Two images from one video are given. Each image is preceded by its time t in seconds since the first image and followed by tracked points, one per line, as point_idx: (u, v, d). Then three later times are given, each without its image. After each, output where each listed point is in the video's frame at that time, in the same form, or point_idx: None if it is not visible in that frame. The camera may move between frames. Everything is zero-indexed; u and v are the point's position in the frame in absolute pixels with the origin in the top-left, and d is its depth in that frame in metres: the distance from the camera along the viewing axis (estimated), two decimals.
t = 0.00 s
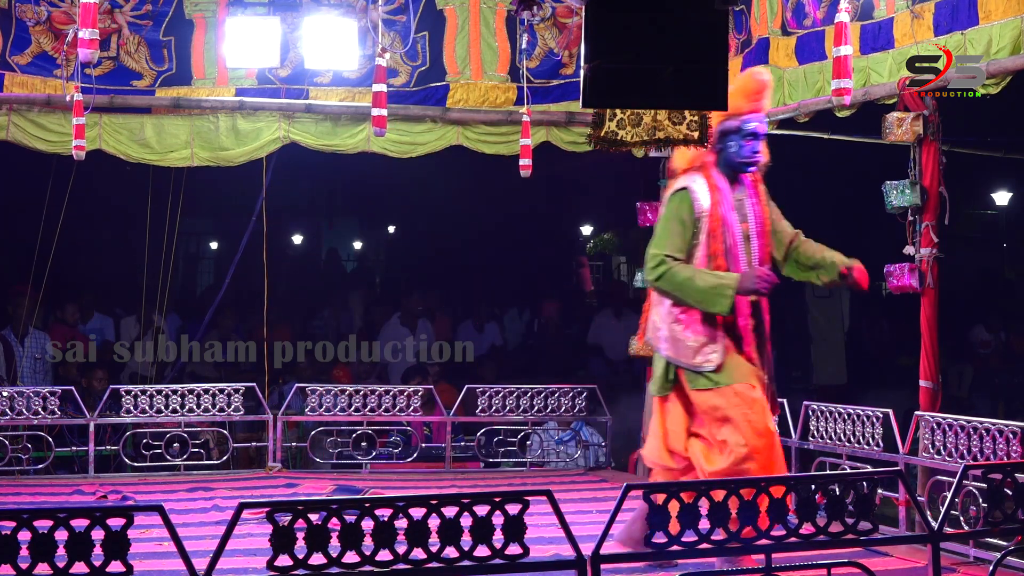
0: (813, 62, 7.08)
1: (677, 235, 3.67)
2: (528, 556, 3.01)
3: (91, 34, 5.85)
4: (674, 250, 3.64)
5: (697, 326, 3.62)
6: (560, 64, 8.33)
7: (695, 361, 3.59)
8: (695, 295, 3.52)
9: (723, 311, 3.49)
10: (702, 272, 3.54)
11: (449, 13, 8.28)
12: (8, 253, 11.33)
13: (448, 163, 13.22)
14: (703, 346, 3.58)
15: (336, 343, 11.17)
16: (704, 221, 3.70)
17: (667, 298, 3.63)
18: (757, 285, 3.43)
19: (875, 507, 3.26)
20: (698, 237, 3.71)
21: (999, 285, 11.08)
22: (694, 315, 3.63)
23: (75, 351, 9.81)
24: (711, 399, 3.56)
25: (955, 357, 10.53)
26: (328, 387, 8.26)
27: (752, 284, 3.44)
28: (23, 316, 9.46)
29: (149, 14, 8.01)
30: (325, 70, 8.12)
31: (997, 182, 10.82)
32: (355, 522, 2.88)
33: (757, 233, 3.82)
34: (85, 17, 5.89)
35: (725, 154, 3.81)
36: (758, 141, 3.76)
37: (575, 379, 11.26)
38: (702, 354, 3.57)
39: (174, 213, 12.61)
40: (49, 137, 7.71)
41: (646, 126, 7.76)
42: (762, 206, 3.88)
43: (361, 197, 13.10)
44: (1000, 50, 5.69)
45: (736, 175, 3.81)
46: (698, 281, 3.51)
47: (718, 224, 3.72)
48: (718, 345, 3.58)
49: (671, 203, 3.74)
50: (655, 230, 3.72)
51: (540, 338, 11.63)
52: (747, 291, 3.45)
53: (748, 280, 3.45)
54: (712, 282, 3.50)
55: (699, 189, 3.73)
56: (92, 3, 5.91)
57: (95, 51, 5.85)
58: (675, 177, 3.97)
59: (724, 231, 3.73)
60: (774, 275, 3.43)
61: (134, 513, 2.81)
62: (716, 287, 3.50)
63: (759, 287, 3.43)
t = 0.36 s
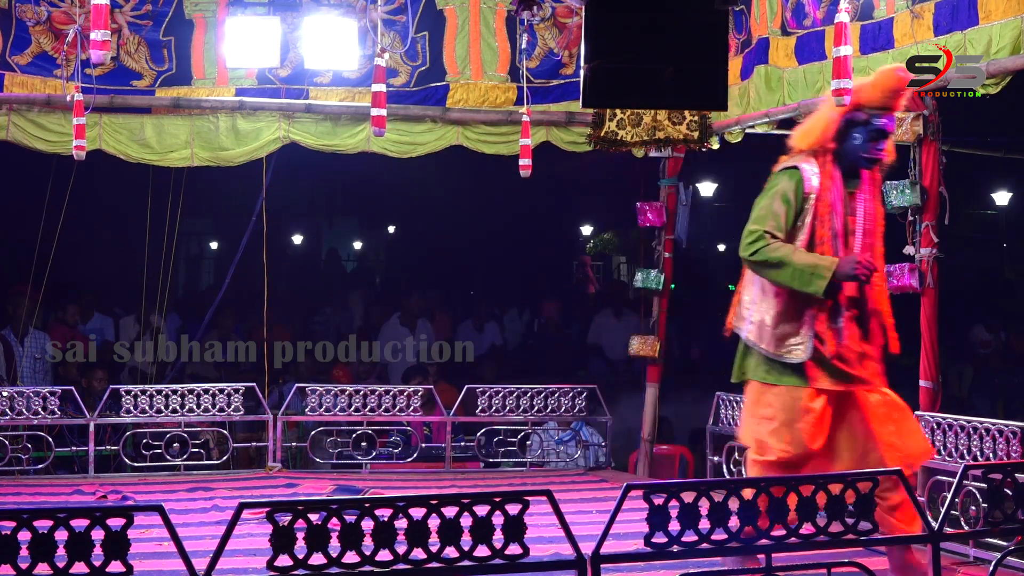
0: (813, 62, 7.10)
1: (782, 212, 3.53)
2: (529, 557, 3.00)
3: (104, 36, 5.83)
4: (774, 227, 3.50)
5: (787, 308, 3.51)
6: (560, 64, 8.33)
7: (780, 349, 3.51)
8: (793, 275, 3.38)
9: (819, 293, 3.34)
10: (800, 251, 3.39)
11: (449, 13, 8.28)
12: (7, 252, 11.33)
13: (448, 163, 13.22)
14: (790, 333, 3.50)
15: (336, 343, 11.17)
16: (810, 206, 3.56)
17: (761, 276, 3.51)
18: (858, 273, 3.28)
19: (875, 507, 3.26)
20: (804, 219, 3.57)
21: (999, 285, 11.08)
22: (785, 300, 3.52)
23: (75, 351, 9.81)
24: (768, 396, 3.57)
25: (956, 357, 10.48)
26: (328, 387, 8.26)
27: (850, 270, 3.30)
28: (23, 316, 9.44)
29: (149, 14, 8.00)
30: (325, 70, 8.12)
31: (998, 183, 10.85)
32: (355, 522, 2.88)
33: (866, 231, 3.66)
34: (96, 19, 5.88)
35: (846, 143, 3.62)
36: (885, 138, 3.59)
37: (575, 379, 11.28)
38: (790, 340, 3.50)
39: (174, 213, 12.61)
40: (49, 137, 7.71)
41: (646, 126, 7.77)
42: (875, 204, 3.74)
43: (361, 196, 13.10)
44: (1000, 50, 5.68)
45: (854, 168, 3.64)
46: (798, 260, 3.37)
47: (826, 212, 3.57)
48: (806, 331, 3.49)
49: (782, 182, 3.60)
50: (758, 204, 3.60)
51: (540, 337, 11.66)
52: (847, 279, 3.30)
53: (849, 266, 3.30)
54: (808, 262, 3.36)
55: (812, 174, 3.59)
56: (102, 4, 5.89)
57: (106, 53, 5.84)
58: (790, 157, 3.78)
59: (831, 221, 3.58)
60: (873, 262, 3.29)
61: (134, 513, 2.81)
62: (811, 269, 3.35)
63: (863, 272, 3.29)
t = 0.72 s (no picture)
0: (813, 62, 7.08)
1: (835, 199, 3.73)
2: (529, 557, 3.00)
3: (120, 37, 5.83)
4: (824, 213, 3.70)
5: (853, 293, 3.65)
6: (560, 64, 8.33)
7: (847, 331, 3.67)
8: (835, 260, 3.57)
9: (859, 277, 3.52)
10: (844, 235, 3.58)
11: (449, 13, 8.27)
12: (7, 252, 11.33)
13: (447, 163, 13.23)
14: (858, 314, 3.66)
15: (336, 343, 11.18)
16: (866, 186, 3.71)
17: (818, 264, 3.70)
18: (897, 260, 3.41)
19: (875, 507, 3.26)
20: (860, 203, 3.74)
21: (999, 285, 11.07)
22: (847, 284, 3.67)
23: (75, 351, 9.81)
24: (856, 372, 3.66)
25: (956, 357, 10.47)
26: (328, 387, 8.26)
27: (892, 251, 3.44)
28: (23, 316, 9.43)
29: (149, 14, 8.00)
30: (325, 70, 8.12)
31: (998, 183, 10.83)
32: (355, 522, 2.88)
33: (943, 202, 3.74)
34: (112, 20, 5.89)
35: (905, 122, 3.72)
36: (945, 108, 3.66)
37: (575, 379, 11.29)
38: (856, 322, 3.66)
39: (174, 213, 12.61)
40: (49, 137, 7.71)
41: (646, 126, 7.77)
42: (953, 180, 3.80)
43: (361, 196, 13.10)
44: (1000, 51, 5.69)
45: (920, 145, 3.74)
46: (839, 245, 3.56)
47: (884, 191, 3.69)
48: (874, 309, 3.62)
49: (835, 167, 3.78)
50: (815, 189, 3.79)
51: (540, 337, 11.67)
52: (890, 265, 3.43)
53: (889, 252, 3.43)
54: (850, 246, 3.54)
55: (864, 156, 3.76)
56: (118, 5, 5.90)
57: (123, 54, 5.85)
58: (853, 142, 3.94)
59: (893, 199, 3.68)
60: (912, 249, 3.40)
61: (134, 514, 2.81)
62: (852, 252, 3.53)
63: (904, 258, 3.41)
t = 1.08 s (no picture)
0: (813, 62, 7.09)
1: (856, 213, 3.58)
2: (529, 556, 3.00)
3: (125, 38, 5.84)
4: (843, 226, 3.57)
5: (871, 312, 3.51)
6: (560, 64, 8.33)
7: (874, 349, 3.55)
8: (852, 278, 3.47)
9: (873, 297, 3.41)
10: (861, 253, 3.46)
11: (449, 13, 8.27)
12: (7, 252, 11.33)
13: (447, 163, 13.22)
14: (882, 333, 3.51)
15: (336, 343, 11.18)
16: (885, 196, 3.56)
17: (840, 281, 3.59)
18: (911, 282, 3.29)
19: (875, 507, 3.26)
20: (883, 216, 3.58)
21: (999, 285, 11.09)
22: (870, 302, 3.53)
23: (75, 351, 9.82)
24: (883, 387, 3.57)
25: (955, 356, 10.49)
26: (328, 387, 8.26)
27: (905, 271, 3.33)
28: (23, 316, 9.43)
29: (149, 14, 8.01)
30: (325, 70, 8.11)
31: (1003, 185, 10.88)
32: (355, 522, 2.88)
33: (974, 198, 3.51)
34: (118, 21, 5.89)
35: (919, 124, 3.57)
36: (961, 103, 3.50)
37: (575, 379, 11.29)
38: (880, 343, 3.51)
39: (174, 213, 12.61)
40: (49, 137, 7.71)
41: (646, 126, 7.76)
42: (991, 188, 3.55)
43: (360, 196, 13.10)
44: (1000, 51, 5.69)
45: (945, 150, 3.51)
46: (855, 263, 3.45)
47: (906, 202, 3.51)
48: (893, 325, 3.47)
49: (855, 181, 3.64)
50: (836, 204, 3.66)
51: (540, 337, 11.67)
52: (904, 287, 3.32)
53: (904, 271, 3.32)
54: (865, 265, 3.43)
55: (884, 165, 3.60)
56: (123, 6, 5.91)
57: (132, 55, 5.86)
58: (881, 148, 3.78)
59: (917, 206, 3.48)
60: (926, 270, 3.28)
61: (134, 513, 2.81)
62: (866, 272, 3.43)
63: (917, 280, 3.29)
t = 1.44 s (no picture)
0: (813, 62, 7.08)
1: (868, 205, 3.74)
2: (529, 557, 3.00)
3: (118, 38, 5.84)
4: (855, 217, 3.74)
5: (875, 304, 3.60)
6: (560, 64, 8.33)
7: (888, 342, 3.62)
8: (849, 265, 3.65)
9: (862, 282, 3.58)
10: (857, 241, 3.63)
11: (449, 13, 8.27)
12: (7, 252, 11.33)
13: (447, 163, 13.22)
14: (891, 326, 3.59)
15: (336, 343, 11.19)
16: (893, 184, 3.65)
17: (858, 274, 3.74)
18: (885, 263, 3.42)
19: (875, 507, 3.25)
20: (893, 206, 3.67)
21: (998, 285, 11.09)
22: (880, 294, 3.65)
23: (75, 351, 9.81)
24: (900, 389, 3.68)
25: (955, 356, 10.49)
26: (328, 387, 8.25)
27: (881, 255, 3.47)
28: (23, 316, 9.42)
29: (149, 14, 8.00)
30: (325, 70, 8.11)
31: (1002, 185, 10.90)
32: (355, 522, 2.88)
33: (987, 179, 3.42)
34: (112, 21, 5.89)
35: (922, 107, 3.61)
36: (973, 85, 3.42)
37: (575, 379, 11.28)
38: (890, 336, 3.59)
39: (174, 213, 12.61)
40: (49, 137, 7.71)
41: (646, 126, 7.76)
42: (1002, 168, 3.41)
43: (360, 196, 13.09)
44: (1000, 51, 5.71)
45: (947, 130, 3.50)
46: (849, 251, 3.65)
47: (907, 188, 3.57)
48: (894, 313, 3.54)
49: (872, 175, 3.79)
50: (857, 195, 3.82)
51: (540, 337, 11.67)
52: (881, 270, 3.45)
53: (881, 254, 3.44)
54: (856, 251, 3.61)
55: (894, 159, 3.68)
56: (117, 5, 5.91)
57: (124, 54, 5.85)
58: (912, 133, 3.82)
59: (915, 192, 3.53)
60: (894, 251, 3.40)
61: (134, 513, 2.81)
62: (857, 258, 3.60)
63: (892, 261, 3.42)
